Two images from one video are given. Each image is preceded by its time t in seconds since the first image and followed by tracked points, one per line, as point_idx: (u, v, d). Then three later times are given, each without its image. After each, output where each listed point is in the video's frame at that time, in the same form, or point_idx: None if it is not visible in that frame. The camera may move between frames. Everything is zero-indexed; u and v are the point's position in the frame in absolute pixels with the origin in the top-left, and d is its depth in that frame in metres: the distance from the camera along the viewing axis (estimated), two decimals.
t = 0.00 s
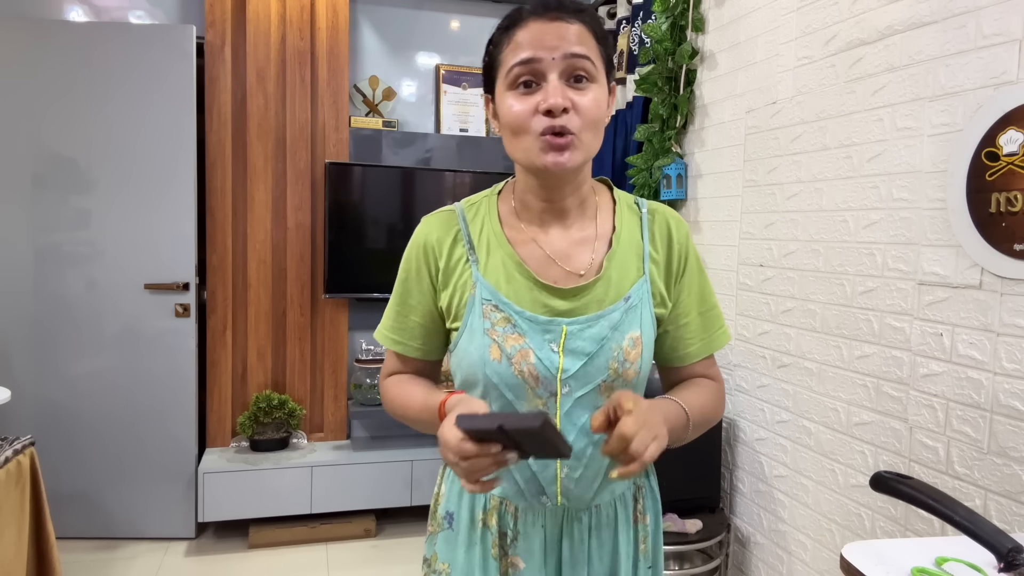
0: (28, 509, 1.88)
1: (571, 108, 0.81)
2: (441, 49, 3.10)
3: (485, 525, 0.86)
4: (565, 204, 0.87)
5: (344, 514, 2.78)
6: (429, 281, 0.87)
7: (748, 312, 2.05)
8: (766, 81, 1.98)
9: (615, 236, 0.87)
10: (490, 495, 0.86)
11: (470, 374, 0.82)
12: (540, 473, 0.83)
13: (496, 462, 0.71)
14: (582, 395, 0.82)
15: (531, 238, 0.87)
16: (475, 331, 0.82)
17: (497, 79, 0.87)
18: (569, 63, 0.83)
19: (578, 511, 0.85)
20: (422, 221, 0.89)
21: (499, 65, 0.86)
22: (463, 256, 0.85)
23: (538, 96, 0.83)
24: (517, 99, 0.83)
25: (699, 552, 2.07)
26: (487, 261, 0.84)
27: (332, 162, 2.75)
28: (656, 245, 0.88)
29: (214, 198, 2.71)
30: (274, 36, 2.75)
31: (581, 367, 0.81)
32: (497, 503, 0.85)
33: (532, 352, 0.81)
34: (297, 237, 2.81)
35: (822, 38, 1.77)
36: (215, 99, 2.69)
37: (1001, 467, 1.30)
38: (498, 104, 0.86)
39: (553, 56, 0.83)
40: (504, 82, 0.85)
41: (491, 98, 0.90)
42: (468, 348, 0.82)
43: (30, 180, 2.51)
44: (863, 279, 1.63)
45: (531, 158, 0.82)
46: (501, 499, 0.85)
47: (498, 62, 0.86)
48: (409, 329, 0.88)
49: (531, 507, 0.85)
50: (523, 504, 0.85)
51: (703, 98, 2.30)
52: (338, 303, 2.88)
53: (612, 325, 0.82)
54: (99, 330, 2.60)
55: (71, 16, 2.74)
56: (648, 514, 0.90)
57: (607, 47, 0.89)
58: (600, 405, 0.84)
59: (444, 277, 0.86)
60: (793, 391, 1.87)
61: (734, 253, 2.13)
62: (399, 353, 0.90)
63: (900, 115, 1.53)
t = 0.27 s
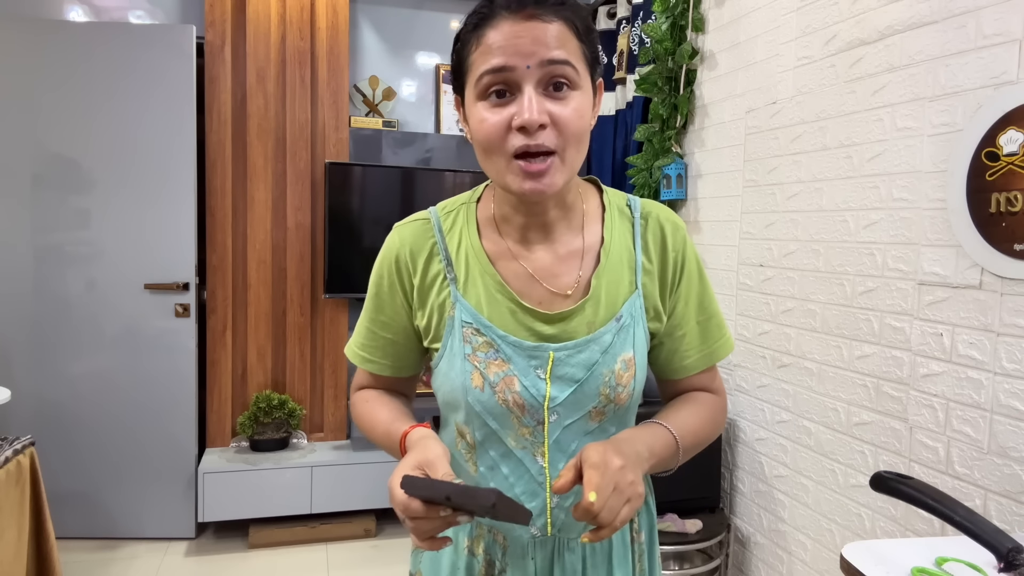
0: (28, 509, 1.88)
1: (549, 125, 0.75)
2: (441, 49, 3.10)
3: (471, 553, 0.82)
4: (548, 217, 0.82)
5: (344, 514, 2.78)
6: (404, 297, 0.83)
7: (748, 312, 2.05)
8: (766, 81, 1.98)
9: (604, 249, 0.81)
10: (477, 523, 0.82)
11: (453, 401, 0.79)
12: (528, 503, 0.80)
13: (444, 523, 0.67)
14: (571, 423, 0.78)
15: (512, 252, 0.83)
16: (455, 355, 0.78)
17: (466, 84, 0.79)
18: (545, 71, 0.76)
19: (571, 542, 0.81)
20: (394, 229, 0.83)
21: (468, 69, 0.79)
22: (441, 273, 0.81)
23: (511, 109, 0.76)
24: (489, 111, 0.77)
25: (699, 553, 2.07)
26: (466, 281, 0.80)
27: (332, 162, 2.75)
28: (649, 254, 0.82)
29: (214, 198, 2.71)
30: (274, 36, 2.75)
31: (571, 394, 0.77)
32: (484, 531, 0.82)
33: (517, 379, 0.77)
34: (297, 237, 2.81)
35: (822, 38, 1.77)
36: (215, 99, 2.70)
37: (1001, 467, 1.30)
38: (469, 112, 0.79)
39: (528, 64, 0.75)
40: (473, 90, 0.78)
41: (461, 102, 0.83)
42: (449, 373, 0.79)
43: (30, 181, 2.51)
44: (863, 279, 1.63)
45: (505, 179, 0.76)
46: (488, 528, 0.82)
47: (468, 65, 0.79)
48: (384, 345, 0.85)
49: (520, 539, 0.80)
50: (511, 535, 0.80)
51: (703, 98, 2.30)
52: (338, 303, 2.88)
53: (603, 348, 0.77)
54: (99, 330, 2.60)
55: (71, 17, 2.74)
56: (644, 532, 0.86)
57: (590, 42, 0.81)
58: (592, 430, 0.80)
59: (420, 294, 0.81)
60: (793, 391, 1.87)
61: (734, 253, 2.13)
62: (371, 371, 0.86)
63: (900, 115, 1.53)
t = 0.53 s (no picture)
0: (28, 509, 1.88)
1: (540, 112, 0.75)
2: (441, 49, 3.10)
3: (460, 563, 0.81)
4: (539, 212, 0.82)
5: (344, 514, 2.78)
6: (390, 294, 0.82)
7: (748, 312, 2.05)
8: (766, 81, 1.98)
9: (595, 246, 0.81)
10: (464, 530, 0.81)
11: (440, 400, 0.78)
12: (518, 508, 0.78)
13: (456, 506, 0.67)
14: (562, 423, 0.78)
15: (502, 248, 0.82)
16: (442, 353, 0.78)
17: (456, 72, 0.79)
18: (537, 58, 0.76)
19: (563, 548, 0.79)
20: (380, 224, 0.83)
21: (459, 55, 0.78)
22: (428, 269, 0.80)
23: (502, 97, 0.75)
24: (480, 99, 0.76)
25: (699, 553, 2.07)
26: (453, 278, 0.79)
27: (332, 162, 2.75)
28: (641, 249, 0.82)
29: (214, 198, 2.71)
30: (274, 36, 2.75)
31: (562, 393, 0.76)
32: (471, 539, 0.80)
33: (506, 378, 0.76)
34: (297, 237, 2.81)
35: (822, 38, 1.77)
36: (215, 99, 2.69)
37: (1001, 467, 1.30)
38: (459, 99, 0.79)
39: (520, 51, 0.75)
40: (463, 77, 0.78)
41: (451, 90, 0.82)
42: (437, 372, 0.78)
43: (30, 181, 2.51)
44: (863, 279, 1.63)
45: (495, 168, 0.76)
46: (475, 535, 0.80)
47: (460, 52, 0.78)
48: (370, 345, 0.84)
49: (509, 545, 0.79)
50: (500, 541, 0.79)
51: (703, 98, 2.30)
52: (338, 303, 2.88)
53: (594, 345, 0.77)
54: (99, 331, 2.59)
55: (71, 17, 2.74)
56: (638, 539, 0.85)
57: (583, 30, 0.81)
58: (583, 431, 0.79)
59: (407, 291, 0.81)
60: (793, 391, 1.87)
61: (734, 253, 2.13)
62: (357, 373, 0.86)
63: (900, 115, 1.53)
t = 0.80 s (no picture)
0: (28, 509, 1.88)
1: (541, 102, 0.75)
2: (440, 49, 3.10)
3: (453, 567, 0.79)
4: (531, 205, 0.82)
5: (344, 514, 2.78)
6: (380, 294, 0.81)
7: (749, 312, 2.05)
8: (766, 81, 1.98)
9: (587, 238, 0.81)
10: (459, 533, 0.79)
11: (433, 399, 0.77)
12: (516, 507, 0.77)
13: (460, 484, 0.68)
14: (559, 418, 0.77)
15: (494, 244, 0.82)
16: (435, 350, 0.77)
17: (454, 63, 0.78)
18: (536, 48, 0.76)
19: (561, 548, 0.79)
20: (367, 224, 0.82)
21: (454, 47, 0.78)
22: (418, 265, 0.79)
23: (503, 87, 0.75)
24: (480, 89, 0.76)
25: (699, 552, 2.07)
26: (446, 273, 0.78)
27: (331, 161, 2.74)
28: (632, 241, 0.83)
29: (214, 198, 2.71)
30: (274, 36, 2.75)
31: (558, 385, 0.76)
32: (466, 542, 0.79)
33: (502, 372, 0.76)
34: (297, 237, 2.81)
35: (822, 38, 1.77)
36: (215, 98, 2.69)
37: (1001, 467, 1.30)
38: (456, 90, 0.78)
39: (520, 40, 0.75)
40: (461, 68, 0.77)
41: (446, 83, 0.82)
42: (430, 371, 0.77)
43: (30, 182, 2.51)
44: (863, 279, 1.63)
45: (496, 160, 0.75)
46: (471, 538, 0.79)
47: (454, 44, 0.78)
48: (359, 348, 0.82)
49: (506, 546, 0.78)
50: (496, 543, 0.78)
51: (703, 98, 2.30)
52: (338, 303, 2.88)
53: (590, 336, 0.77)
54: (99, 331, 2.59)
55: (71, 17, 2.74)
56: (632, 541, 0.84)
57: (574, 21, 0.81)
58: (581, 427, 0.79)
59: (397, 290, 0.80)
60: (793, 391, 1.87)
61: (734, 253, 2.13)
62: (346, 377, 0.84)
63: (901, 115, 1.53)
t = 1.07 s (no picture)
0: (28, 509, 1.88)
1: (533, 102, 0.74)
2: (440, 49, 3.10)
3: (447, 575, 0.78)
4: (522, 207, 0.82)
5: (344, 514, 2.78)
6: (368, 298, 0.80)
7: (749, 312, 2.05)
8: (766, 81, 1.98)
9: (577, 241, 0.82)
10: (451, 540, 0.78)
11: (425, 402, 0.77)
12: (510, 512, 0.76)
13: (468, 491, 0.67)
14: (552, 420, 0.77)
15: (485, 246, 0.81)
16: (427, 354, 0.76)
17: (444, 64, 0.78)
18: (528, 49, 0.76)
19: (557, 551, 0.78)
20: (353, 228, 0.81)
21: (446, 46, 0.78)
22: (408, 268, 0.79)
23: (495, 86, 0.75)
24: (471, 88, 0.75)
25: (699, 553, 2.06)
26: (437, 275, 0.78)
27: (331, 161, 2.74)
28: (620, 243, 0.84)
29: (214, 198, 2.71)
30: (274, 36, 2.75)
31: (551, 387, 0.76)
32: (460, 548, 0.78)
33: (495, 375, 0.75)
34: (297, 237, 2.81)
35: (822, 38, 1.77)
36: (215, 99, 2.69)
37: (1001, 467, 1.30)
38: (446, 91, 0.77)
39: (512, 41, 0.75)
40: (452, 68, 0.77)
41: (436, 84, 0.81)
42: (421, 375, 0.76)
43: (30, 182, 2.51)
44: (863, 279, 1.63)
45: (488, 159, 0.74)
46: (464, 545, 0.78)
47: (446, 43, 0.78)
48: (346, 354, 0.81)
49: (500, 552, 0.77)
50: (491, 549, 0.77)
51: (703, 98, 2.30)
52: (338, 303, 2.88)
53: (582, 337, 0.77)
54: (99, 331, 2.59)
55: (70, 17, 2.74)
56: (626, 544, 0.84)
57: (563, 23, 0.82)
58: (574, 429, 0.79)
59: (386, 293, 0.79)
60: (793, 391, 1.87)
61: (734, 253, 2.13)
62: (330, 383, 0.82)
63: (900, 115, 1.53)
